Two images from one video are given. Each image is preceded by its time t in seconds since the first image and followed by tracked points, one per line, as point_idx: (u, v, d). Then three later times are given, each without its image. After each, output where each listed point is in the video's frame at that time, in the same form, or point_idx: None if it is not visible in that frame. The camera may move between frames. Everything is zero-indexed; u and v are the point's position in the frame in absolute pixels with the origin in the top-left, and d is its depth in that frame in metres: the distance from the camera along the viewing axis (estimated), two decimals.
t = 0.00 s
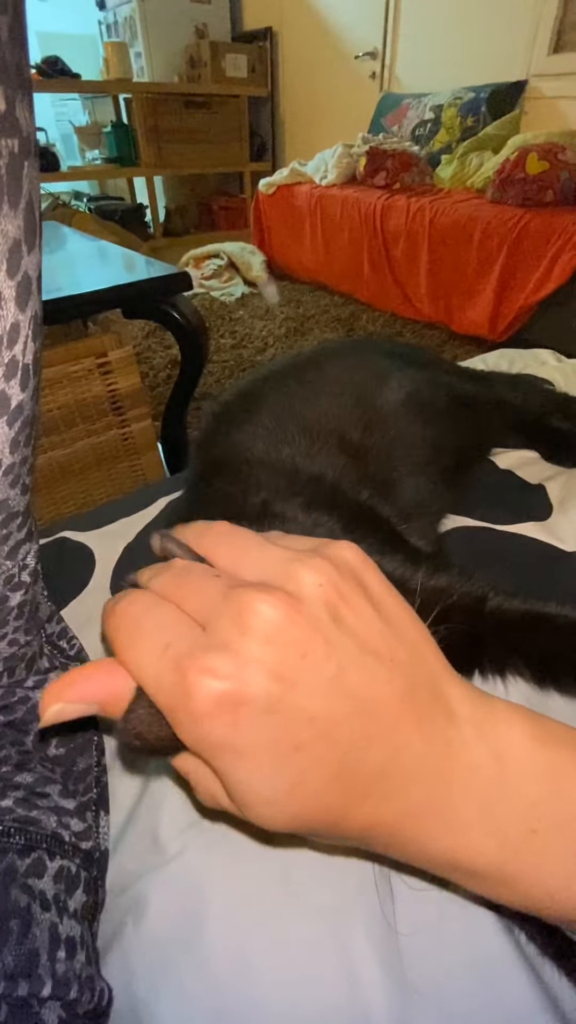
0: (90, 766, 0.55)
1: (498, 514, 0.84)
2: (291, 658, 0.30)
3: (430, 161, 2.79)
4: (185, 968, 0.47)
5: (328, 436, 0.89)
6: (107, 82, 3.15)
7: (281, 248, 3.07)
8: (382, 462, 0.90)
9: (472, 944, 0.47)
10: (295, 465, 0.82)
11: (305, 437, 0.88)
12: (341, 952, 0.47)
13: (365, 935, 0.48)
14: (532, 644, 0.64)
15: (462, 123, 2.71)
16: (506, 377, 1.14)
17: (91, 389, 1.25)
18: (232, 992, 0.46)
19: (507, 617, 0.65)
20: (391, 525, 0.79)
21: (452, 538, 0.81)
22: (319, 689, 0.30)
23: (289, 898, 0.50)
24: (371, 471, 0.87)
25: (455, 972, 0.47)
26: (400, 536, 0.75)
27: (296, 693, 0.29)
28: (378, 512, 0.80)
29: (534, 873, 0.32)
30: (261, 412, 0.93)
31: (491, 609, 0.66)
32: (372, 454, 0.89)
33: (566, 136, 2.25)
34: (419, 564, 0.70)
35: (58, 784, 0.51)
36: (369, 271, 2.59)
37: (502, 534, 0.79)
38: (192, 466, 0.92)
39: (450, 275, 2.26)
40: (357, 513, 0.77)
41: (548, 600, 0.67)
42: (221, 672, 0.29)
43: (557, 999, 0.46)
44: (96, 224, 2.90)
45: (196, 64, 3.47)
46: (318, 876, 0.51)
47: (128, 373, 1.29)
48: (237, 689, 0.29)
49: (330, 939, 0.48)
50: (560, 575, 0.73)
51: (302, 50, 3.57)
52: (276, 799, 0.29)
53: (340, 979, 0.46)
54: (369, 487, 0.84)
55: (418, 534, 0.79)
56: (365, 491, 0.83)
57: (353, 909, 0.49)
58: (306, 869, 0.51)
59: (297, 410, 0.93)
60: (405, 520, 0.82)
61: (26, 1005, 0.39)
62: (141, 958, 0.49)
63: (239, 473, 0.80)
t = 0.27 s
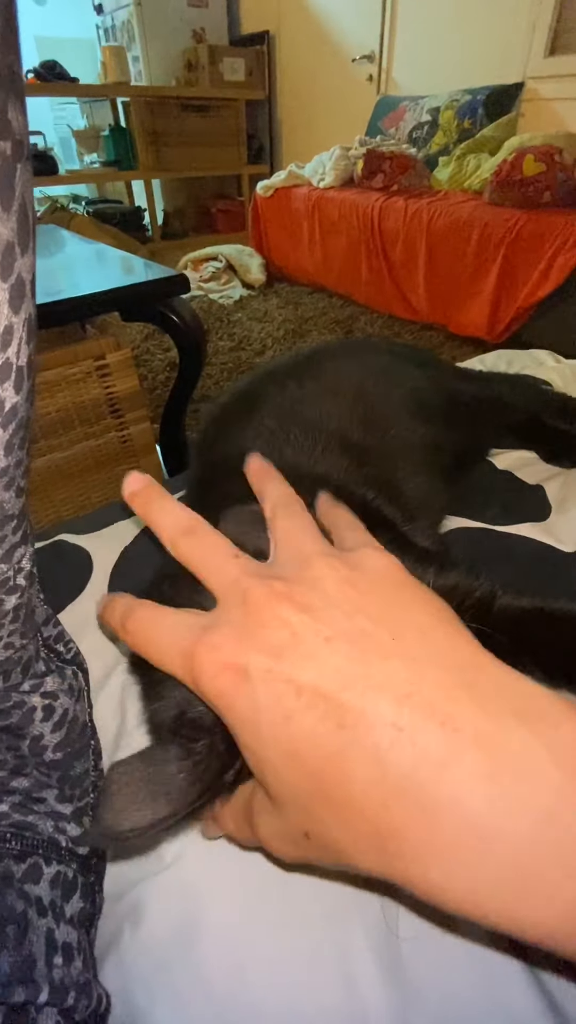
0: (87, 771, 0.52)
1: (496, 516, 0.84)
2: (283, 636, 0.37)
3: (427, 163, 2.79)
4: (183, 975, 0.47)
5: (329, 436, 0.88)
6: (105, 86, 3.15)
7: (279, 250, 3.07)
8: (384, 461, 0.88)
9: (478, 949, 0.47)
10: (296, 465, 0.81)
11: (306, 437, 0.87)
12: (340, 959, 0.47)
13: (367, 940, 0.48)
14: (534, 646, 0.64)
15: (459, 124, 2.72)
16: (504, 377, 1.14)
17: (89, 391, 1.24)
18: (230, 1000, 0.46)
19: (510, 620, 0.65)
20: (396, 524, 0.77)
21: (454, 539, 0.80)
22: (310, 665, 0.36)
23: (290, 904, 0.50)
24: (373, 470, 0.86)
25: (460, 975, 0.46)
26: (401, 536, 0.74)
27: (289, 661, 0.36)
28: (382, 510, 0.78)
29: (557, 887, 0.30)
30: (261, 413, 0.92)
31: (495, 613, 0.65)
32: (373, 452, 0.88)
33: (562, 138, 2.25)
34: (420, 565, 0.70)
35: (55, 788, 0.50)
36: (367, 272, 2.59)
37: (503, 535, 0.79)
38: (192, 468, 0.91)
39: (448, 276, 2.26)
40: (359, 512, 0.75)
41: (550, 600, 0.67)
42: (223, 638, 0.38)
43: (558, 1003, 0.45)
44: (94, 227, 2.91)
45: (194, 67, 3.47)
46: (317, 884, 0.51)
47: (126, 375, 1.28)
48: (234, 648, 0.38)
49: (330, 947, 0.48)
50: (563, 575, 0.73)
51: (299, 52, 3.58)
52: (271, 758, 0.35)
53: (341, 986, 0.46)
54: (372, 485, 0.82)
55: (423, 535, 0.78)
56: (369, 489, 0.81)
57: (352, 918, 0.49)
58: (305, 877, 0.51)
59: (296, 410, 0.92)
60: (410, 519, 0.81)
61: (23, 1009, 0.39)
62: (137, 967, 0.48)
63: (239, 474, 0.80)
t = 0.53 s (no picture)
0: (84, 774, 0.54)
1: (491, 516, 0.84)
2: (259, 640, 0.33)
3: (419, 169, 2.82)
4: (180, 978, 0.47)
5: (325, 439, 0.88)
6: (99, 92, 3.17)
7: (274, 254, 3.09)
8: (379, 464, 0.89)
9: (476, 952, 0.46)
10: (292, 468, 0.82)
11: (303, 440, 0.88)
12: (338, 962, 0.47)
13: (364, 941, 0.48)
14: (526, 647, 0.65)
15: (451, 131, 2.75)
16: (497, 380, 1.15)
17: (85, 396, 1.25)
18: (226, 1004, 0.46)
19: (502, 620, 0.66)
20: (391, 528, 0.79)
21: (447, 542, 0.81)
22: (289, 672, 0.32)
23: (287, 905, 0.50)
24: (369, 472, 0.87)
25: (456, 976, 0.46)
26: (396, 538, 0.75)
27: (263, 670, 0.32)
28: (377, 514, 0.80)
29: (559, 900, 0.29)
30: (256, 417, 0.93)
31: (489, 611, 0.66)
32: (369, 454, 0.89)
33: (552, 144, 2.28)
34: (414, 564, 0.71)
35: (52, 791, 0.51)
36: (361, 276, 2.61)
37: (498, 536, 0.79)
38: (188, 471, 0.92)
39: (442, 281, 2.28)
40: (356, 515, 0.76)
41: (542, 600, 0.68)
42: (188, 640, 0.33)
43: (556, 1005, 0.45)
44: (89, 232, 2.91)
45: (187, 73, 3.50)
46: (316, 888, 0.51)
47: (122, 379, 1.29)
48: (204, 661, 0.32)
49: (328, 950, 0.48)
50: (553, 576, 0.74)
51: (292, 60, 3.61)
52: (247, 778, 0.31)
53: (337, 985, 0.46)
54: (367, 487, 0.84)
55: (417, 538, 0.80)
56: (364, 493, 0.83)
57: (351, 922, 0.49)
58: (304, 881, 0.51)
59: (292, 414, 0.93)
60: (404, 523, 0.83)
61: (21, 1014, 0.38)
62: (136, 969, 0.48)
63: (236, 477, 0.80)
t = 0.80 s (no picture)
0: (74, 779, 0.54)
1: (480, 518, 0.85)
2: (278, 656, 0.30)
3: (409, 175, 2.85)
4: (173, 984, 0.47)
5: (313, 444, 0.89)
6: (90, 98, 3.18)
7: (265, 260, 3.10)
8: (369, 467, 0.90)
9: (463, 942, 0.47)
10: (280, 473, 0.82)
11: (291, 446, 0.88)
12: (330, 963, 0.47)
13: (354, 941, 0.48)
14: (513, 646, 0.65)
15: (440, 138, 2.78)
16: (485, 384, 1.17)
17: (76, 400, 1.24)
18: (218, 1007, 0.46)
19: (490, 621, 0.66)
20: (380, 530, 0.79)
21: (438, 542, 0.81)
22: (303, 684, 0.30)
23: (278, 908, 0.50)
24: (357, 475, 0.87)
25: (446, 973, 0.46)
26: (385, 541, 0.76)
27: (281, 689, 0.29)
28: (365, 516, 0.80)
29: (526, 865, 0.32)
30: (245, 422, 0.93)
31: (475, 612, 0.66)
32: (357, 458, 0.90)
33: (539, 151, 2.32)
34: (403, 566, 0.71)
35: (42, 797, 0.50)
36: (352, 282, 2.63)
37: (487, 537, 0.80)
38: (177, 477, 0.92)
39: (432, 286, 2.30)
40: (343, 518, 0.77)
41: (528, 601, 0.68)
42: (204, 665, 0.29)
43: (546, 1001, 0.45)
44: (80, 238, 2.91)
45: (178, 81, 3.52)
46: (309, 890, 0.51)
47: (113, 384, 1.29)
48: (226, 685, 0.29)
49: (319, 951, 0.48)
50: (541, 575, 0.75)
51: (282, 68, 3.64)
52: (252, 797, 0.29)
53: (329, 986, 0.46)
54: (355, 490, 0.84)
55: (407, 539, 0.80)
56: (353, 496, 0.83)
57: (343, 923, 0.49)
58: (297, 883, 0.51)
59: (280, 419, 0.93)
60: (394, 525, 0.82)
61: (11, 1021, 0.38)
62: (127, 976, 0.48)
63: (223, 483, 0.81)
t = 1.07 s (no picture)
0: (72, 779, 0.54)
1: (476, 516, 0.86)
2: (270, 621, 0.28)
3: (405, 176, 2.85)
4: (170, 983, 0.47)
5: (306, 445, 0.89)
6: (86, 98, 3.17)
7: (262, 260, 3.10)
8: (362, 467, 0.90)
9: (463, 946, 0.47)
10: (273, 474, 0.82)
11: (285, 446, 0.88)
12: (327, 958, 0.48)
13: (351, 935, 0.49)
14: (506, 641, 0.65)
15: (435, 139, 2.79)
16: (481, 383, 1.17)
17: (72, 402, 1.24)
18: (215, 1004, 0.46)
19: (482, 615, 0.66)
20: (372, 530, 0.79)
21: (432, 542, 0.82)
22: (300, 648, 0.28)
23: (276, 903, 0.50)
24: (350, 475, 0.88)
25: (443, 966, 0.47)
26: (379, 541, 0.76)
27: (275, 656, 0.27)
28: (356, 516, 0.81)
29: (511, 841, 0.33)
30: (239, 421, 0.93)
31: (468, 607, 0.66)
32: (350, 459, 0.90)
33: (535, 151, 2.32)
34: (397, 564, 0.72)
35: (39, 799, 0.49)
36: (348, 282, 2.63)
37: (483, 535, 0.80)
38: (171, 476, 0.92)
39: (428, 286, 2.31)
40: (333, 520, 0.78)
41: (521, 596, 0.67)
42: (238, 663, 0.27)
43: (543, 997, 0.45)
44: (76, 238, 2.91)
45: (174, 81, 3.51)
46: (303, 885, 0.51)
47: (109, 385, 1.28)
48: (262, 684, 0.27)
49: (316, 948, 0.48)
50: (538, 572, 0.74)
51: (278, 69, 3.65)
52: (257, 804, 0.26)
53: (327, 980, 0.47)
54: (347, 490, 0.85)
55: (399, 537, 0.80)
56: (344, 496, 0.83)
57: (338, 919, 0.50)
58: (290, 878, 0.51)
59: (274, 418, 0.94)
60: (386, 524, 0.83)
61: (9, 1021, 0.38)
62: (124, 977, 0.48)
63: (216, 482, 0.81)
